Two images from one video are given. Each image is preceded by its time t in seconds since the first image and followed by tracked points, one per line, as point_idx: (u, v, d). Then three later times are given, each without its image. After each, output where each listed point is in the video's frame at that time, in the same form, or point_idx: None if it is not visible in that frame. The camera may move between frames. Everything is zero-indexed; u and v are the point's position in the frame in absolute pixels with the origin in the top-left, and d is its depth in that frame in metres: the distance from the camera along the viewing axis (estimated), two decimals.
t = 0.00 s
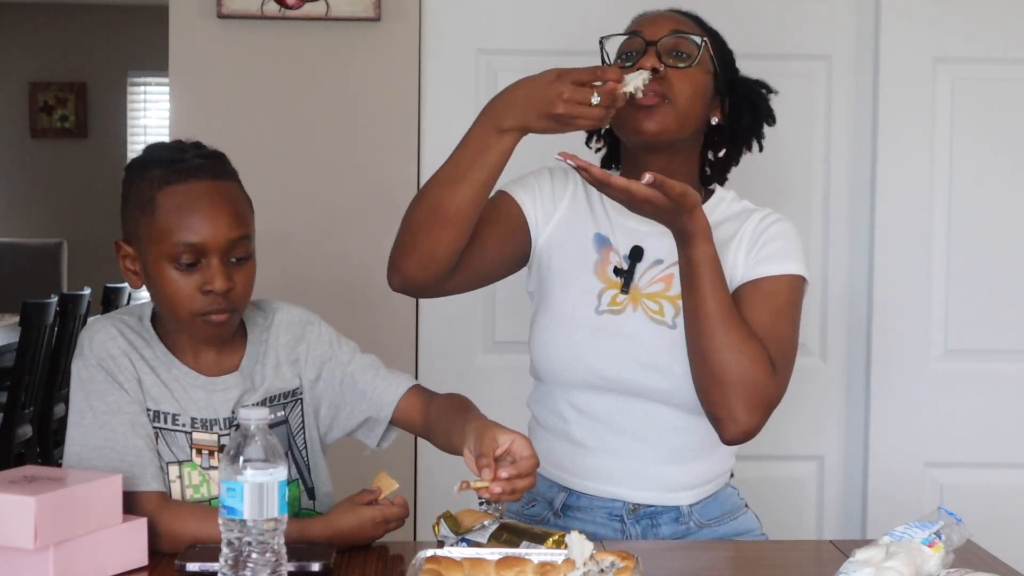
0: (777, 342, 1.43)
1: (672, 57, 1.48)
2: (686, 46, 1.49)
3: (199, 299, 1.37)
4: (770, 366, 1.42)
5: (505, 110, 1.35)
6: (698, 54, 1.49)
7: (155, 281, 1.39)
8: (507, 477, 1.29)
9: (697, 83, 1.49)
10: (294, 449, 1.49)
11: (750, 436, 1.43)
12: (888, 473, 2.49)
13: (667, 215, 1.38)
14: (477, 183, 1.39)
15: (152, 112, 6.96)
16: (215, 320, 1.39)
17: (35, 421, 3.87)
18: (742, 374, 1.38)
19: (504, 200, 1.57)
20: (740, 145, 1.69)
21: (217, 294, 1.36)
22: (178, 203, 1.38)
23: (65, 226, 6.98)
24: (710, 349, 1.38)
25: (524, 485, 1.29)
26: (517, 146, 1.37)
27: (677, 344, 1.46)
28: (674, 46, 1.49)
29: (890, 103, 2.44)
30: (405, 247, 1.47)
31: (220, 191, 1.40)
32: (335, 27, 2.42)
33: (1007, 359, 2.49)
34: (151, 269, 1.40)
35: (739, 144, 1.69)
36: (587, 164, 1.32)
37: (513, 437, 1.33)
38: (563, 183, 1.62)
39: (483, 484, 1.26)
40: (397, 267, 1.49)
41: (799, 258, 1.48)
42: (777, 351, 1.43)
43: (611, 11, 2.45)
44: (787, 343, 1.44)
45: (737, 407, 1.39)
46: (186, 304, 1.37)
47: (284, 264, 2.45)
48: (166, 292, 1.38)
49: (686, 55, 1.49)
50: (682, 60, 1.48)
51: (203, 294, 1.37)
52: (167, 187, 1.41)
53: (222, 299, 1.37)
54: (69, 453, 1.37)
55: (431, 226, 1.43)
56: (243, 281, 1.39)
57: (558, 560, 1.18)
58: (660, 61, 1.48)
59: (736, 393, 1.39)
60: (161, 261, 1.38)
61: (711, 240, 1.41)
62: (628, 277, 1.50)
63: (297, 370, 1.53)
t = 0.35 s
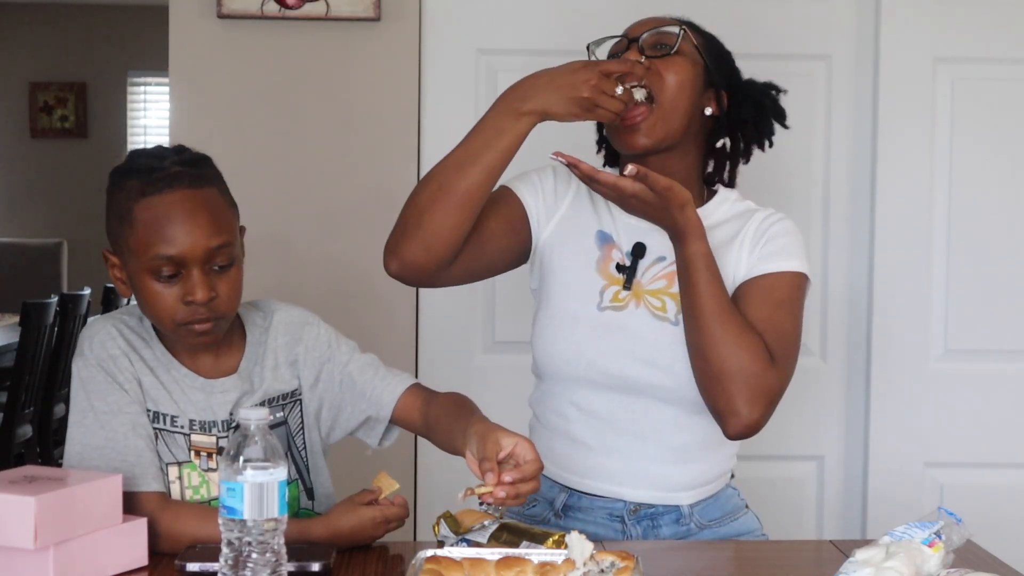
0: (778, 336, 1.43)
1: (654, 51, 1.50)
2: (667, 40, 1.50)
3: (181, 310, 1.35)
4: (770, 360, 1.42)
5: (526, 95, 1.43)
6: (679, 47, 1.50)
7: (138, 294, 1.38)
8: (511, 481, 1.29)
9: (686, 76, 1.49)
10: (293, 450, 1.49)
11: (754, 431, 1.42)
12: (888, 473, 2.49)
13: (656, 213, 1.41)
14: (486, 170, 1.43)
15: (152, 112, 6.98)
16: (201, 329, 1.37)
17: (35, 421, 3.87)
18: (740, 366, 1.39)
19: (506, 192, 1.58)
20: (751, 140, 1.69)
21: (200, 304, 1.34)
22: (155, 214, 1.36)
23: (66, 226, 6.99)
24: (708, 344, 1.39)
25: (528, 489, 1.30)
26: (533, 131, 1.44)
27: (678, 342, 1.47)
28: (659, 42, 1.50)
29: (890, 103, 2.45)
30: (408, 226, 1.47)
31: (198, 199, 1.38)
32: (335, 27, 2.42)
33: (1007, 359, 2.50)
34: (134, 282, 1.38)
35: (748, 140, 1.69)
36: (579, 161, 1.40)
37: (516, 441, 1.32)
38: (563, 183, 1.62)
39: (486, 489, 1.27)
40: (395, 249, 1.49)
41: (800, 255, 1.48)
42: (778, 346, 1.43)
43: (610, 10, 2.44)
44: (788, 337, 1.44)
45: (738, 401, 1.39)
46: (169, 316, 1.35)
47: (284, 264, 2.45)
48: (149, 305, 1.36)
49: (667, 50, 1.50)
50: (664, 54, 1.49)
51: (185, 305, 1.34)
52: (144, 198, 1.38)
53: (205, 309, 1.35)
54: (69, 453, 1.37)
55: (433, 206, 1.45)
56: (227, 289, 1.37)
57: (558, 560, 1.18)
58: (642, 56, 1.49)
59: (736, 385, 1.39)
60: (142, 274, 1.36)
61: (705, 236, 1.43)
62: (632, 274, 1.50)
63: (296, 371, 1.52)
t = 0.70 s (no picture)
0: (780, 333, 1.44)
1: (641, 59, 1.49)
2: (653, 46, 1.49)
3: (180, 315, 1.35)
4: (772, 356, 1.42)
5: (532, 85, 1.44)
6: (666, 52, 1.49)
7: (137, 298, 1.38)
8: (517, 483, 1.30)
9: (674, 79, 1.49)
10: (293, 450, 1.49)
11: (757, 428, 1.42)
12: (888, 473, 2.49)
13: (659, 213, 1.41)
14: (484, 164, 1.44)
15: (152, 112, 6.98)
16: (200, 334, 1.37)
17: (35, 422, 3.87)
18: (742, 364, 1.39)
19: (509, 188, 1.58)
20: (751, 123, 1.68)
21: (198, 309, 1.34)
22: (151, 220, 1.35)
23: (66, 226, 7.00)
24: (709, 342, 1.39)
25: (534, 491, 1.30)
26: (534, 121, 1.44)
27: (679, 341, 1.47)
28: (643, 48, 1.49)
29: (890, 103, 2.45)
30: (410, 213, 1.47)
31: (194, 204, 1.37)
32: (335, 27, 2.42)
33: (1007, 359, 2.50)
34: (133, 287, 1.38)
35: (748, 123, 1.67)
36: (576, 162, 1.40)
37: (521, 442, 1.32)
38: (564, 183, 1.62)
39: (492, 491, 1.27)
40: (397, 235, 1.47)
41: (801, 254, 1.48)
42: (780, 343, 1.43)
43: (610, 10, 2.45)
44: (790, 333, 1.44)
45: (741, 398, 1.40)
46: (168, 321, 1.35)
47: (284, 264, 2.45)
48: (147, 310, 1.36)
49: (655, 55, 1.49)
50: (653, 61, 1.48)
51: (183, 310, 1.34)
52: (140, 203, 1.37)
53: (203, 314, 1.34)
54: (70, 453, 1.37)
55: (433, 195, 1.45)
56: (225, 293, 1.37)
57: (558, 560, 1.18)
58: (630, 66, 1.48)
59: (739, 382, 1.39)
60: (141, 279, 1.36)
61: (705, 235, 1.43)
62: (633, 272, 1.50)
63: (297, 371, 1.52)
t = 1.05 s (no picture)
0: (781, 331, 1.44)
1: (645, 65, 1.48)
2: (655, 52, 1.48)
3: (180, 317, 1.35)
4: (774, 353, 1.42)
5: (536, 89, 1.44)
6: (669, 57, 1.48)
7: (136, 300, 1.38)
8: (515, 481, 1.30)
9: (675, 85, 1.47)
10: (293, 450, 1.49)
11: (758, 425, 1.42)
12: (888, 473, 2.49)
13: (660, 211, 1.41)
14: (484, 166, 1.44)
15: (152, 112, 6.98)
16: (199, 335, 1.37)
17: (35, 422, 3.87)
18: (744, 360, 1.39)
19: (507, 187, 1.59)
20: (744, 117, 1.66)
21: (197, 312, 1.34)
22: (151, 222, 1.35)
23: (66, 226, 7.00)
24: (711, 338, 1.39)
25: (532, 489, 1.30)
26: (535, 124, 1.43)
27: (680, 339, 1.47)
28: (644, 54, 1.48)
29: (889, 103, 2.44)
30: (408, 211, 1.47)
31: (194, 206, 1.37)
32: (335, 27, 2.42)
33: (1007, 359, 2.49)
34: (133, 289, 1.38)
35: (745, 121, 1.67)
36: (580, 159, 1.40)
37: (519, 441, 1.33)
38: (563, 183, 1.62)
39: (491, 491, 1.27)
40: (392, 232, 1.49)
41: (801, 252, 1.48)
42: (781, 340, 1.43)
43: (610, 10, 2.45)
44: (791, 331, 1.44)
45: (743, 395, 1.39)
46: (167, 323, 1.35)
47: (284, 263, 2.45)
48: (147, 313, 1.36)
49: (658, 60, 1.48)
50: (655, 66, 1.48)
51: (183, 313, 1.34)
52: (140, 206, 1.37)
53: (203, 316, 1.35)
54: (69, 453, 1.37)
55: (433, 194, 1.45)
56: (225, 295, 1.37)
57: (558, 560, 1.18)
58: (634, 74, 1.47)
59: (741, 378, 1.39)
60: (140, 281, 1.36)
61: (707, 232, 1.43)
62: (633, 271, 1.50)
63: (297, 371, 1.52)
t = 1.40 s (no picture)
0: (779, 328, 1.44)
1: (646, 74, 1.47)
2: (656, 59, 1.48)
3: (177, 319, 1.35)
4: (773, 351, 1.42)
5: (535, 97, 1.44)
6: (670, 64, 1.48)
7: (133, 302, 1.38)
8: (514, 476, 1.30)
9: (675, 91, 1.48)
10: (292, 450, 1.49)
11: (756, 423, 1.42)
12: (888, 473, 2.49)
13: (660, 209, 1.41)
14: (481, 169, 1.44)
15: (152, 112, 6.98)
16: (197, 337, 1.37)
17: (35, 421, 3.87)
18: (744, 358, 1.39)
19: (505, 188, 1.58)
20: (743, 114, 1.66)
21: (194, 313, 1.34)
22: (145, 225, 1.35)
23: (66, 226, 7.00)
24: (712, 335, 1.39)
25: (531, 485, 1.30)
26: (534, 133, 1.44)
27: (679, 338, 1.47)
28: (642, 62, 1.48)
29: (890, 103, 2.44)
30: (405, 214, 1.47)
31: (188, 208, 1.36)
32: (335, 27, 2.42)
33: (1007, 359, 2.49)
34: (129, 291, 1.38)
35: (744, 120, 1.67)
36: (586, 157, 1.39)
37: (518, 437, 1.33)
38: (561, 183, 1.62)
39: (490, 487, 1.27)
40: (386, 232, 1.50)
41: (800, 249, 1.48)
42: (779, 337, 1.44)
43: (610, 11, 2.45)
44: (790, 329, 1.45)
45: (742, 393, 1.40)
46: (164, 324, 1.35)
47: (284, 263, 2.45)
48: (144, 314, 1.37)
49: (660, 68, 1.48)
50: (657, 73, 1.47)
51: (180, 315, 1.35)
52: (134, 208, 1.37)
53: (200, 317, 1.35)
54: (69, 454, 1.37)
55: (430, 196, 1.45)
56: (221, 296, 1.37)
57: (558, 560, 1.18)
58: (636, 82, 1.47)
59: (740, 376, 1.39)
60: (136, 284, 1.36)
61: (708, 229, 1.43)
62: (632, 271, 1.50)
63: (295, 371, 1.52)
